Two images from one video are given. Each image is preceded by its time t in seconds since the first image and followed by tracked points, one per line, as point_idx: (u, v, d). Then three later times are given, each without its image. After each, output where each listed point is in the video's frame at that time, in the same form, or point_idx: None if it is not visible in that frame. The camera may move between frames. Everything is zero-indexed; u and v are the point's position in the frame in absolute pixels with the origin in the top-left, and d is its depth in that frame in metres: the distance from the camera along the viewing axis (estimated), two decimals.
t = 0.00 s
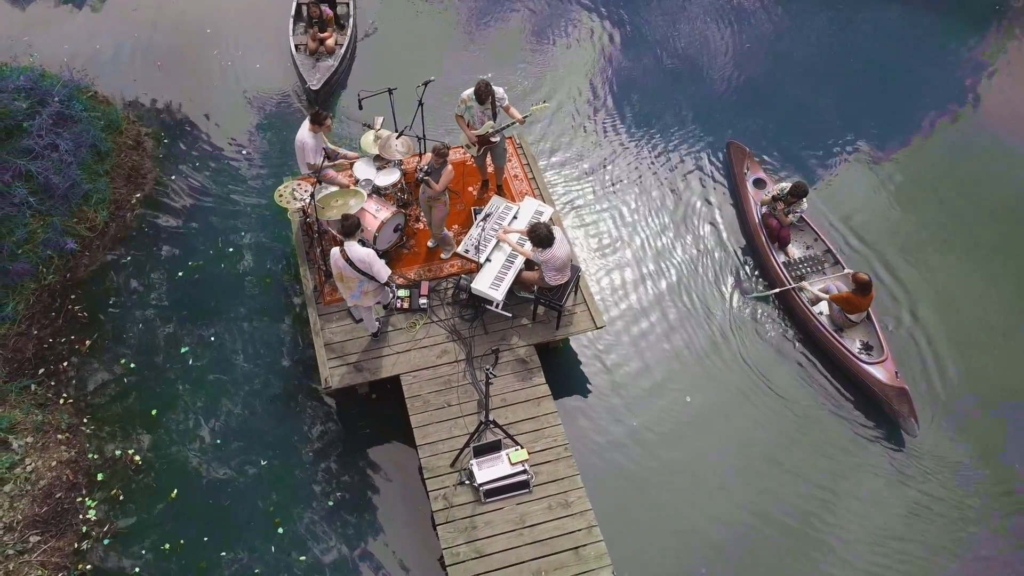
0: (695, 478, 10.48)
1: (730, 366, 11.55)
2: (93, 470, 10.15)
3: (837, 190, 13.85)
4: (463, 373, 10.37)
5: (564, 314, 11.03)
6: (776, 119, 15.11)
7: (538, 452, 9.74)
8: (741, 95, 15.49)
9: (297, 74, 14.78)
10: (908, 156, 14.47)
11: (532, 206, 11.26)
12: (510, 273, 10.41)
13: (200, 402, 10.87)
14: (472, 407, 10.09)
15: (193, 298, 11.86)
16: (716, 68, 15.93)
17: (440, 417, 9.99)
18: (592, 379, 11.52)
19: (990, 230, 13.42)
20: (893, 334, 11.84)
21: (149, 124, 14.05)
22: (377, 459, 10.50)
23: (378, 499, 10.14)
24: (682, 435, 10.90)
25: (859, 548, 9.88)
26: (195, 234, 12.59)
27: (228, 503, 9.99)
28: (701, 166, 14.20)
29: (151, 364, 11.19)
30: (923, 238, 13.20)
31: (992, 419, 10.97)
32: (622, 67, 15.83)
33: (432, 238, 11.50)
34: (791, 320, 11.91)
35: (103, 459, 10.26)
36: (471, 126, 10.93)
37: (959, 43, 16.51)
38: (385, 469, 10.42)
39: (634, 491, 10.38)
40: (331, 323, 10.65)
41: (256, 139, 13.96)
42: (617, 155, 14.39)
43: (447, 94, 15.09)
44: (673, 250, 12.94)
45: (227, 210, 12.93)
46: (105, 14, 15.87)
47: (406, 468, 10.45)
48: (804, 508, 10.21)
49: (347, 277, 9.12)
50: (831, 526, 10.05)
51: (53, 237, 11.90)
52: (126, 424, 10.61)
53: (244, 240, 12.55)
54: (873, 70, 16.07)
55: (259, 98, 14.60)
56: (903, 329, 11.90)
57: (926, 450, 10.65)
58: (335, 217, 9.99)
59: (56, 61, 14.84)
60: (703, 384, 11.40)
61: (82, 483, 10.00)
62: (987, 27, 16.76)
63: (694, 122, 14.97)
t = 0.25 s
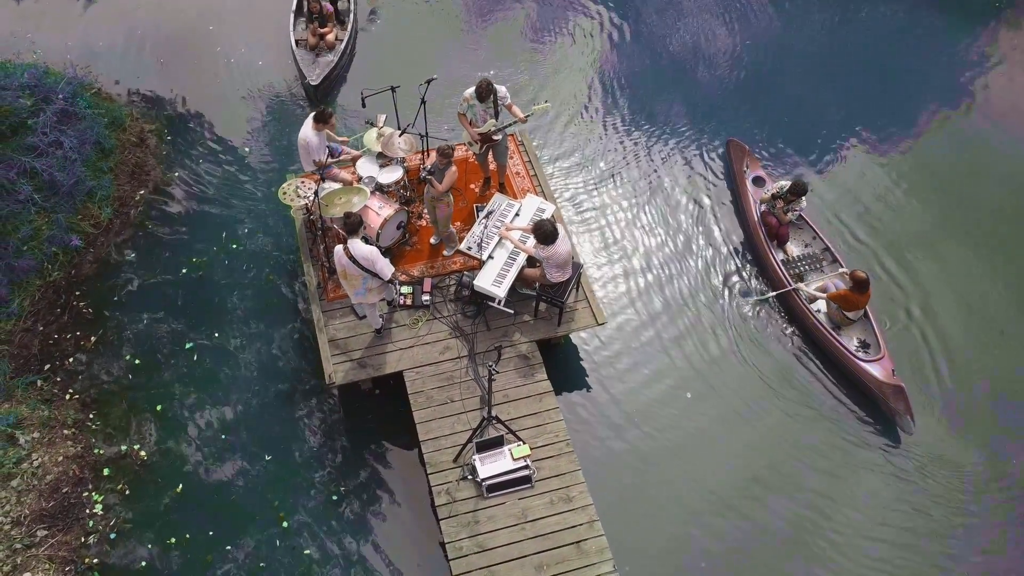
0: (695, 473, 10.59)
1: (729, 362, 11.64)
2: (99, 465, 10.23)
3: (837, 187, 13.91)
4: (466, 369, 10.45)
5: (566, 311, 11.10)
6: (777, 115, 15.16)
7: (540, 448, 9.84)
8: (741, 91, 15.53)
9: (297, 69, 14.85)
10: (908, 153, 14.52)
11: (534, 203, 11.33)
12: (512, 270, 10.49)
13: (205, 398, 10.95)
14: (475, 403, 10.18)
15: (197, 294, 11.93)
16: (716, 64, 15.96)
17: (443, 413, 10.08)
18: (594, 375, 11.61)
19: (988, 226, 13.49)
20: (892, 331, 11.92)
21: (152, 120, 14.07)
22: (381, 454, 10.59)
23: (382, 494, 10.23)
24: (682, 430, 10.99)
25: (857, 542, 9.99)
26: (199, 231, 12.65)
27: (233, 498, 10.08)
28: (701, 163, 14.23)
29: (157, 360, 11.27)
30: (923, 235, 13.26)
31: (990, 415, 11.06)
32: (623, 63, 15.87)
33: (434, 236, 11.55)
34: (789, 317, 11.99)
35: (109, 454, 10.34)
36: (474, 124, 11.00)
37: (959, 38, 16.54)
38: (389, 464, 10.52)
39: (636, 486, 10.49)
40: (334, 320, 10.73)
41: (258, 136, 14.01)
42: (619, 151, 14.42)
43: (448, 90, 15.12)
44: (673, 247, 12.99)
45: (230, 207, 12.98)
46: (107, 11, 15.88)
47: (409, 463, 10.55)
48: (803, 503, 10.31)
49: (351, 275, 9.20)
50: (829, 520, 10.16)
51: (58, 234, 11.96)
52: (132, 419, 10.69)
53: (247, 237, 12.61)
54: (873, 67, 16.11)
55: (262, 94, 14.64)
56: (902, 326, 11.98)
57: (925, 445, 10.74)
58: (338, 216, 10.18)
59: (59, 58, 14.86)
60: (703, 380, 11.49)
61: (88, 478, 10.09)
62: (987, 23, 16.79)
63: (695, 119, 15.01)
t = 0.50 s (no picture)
0: (695, 468, 10.65)
1: (729, 359, 11.71)
2: (104, 461, 10.30)
3: (838, 184, 13.95)
4: (468, 366, 10.51)
5: (567, 308, 11.17)
6: (777, 112, 15.19)
7: (542, 444, 9.92)
8: (740, 88, 15.57)
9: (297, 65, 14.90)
10: (908, 150, 14.55)
11: (535, 201, 11.38)
12: (514, 267, 10.54)
13: (208, 394, 11.01)
14: (477, 399, 10.26)
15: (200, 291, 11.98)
16: (716, 60, 16.00)
17: (445, 409, 10.14)
18: (595, 372, 11.68)
19: (988, 222, 13.51)
20: (892, 327, 11.97)
21: (155, 118, 14.10)
22: (384, 450, 10.67)
23: (384, 490, 10.30)
24: (683, 426, 11.05)
25: (856, 537, 10.04)
26: (202, 228, 12.69)
27: (237, 493, 10.15)
28: (701, 160, 14.28)
29: (161, 357, 11.33)
30: (924, 232, 13.29)
31: (990, 411, 11.10)
32: (623, 61, 15.90)
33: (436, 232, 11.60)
34: (786, 316, 12.03)
35: (114, 450, 10.41)
36: (476, 122, 11.09)
37: (959, 35, 16.57)
38: (391, 460, 10.60)
39: (636, 482, 10.56)
40: (337, 317, 10.78)
41: (260, 132, 14.05)
42: (619, 149, 14.48)
43: (449, 87, 15.14)
44: (673, 244, 13.04)
45: (233, 204, 13.02)
46: (110, 9, 15.90)
47: (411, 459, 10.62)
48: (802, 498, 10.35)
49: (355, 273, 9.26)
50: (828, 516, 10.20)
51: (62, 231, 12.02)
52: (136, 416, 10.75)
53: (250, 234, 12.65)
54: (872, 63, 16.14)
55: (263, 91, 14.67)
56: (902, 322, 12.02)
57: (924, 440, 10.78)
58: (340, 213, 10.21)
59: (62, 56, 14.87)
60: (703, 377, 11.55)
61: (93, 474, 10.16)
62: (987, 20, 16.81)
63: (695, 115, 15.06)
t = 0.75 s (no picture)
0: (695, 463, 10.75)
1: (728, 355, 11.78)
2: (110, 456, 10.38)
3: (838, 180, 14.01)
4: (470, 361, 10.59)
5: (569, 304, 11.24)
6: (777, 108, 15.25)
7: (543, 439, 10.01)
8: (741, 84, 15.61)
9: (297, 60, 14.93)
10: (908, 146, 14.61)
11: (537, 198, 11.42)
12: (516, 264, 10.59)
13: (212, 389, 11.09)
14: (479, 395, 10.33)
15: (204, 287, 12.04)
16: (716, 56, 16.04)
17: (447, 405, 10.23)
18: (596, 367, 11.77)
19: (987, 218, 13.58)
20: (891, 322, 12.04)
21: (158, 114, 14.14)
22: (386, 445, 10.75)
23: (388, 484, 10.39)
24: (683, 422, 11.14)
25: (853, 531, 10.15)
26: (205, 225, 12.74)
27: (242, 487, 10.24)
28: (701, 157, 14.33)
29: (165, 352, 11.39)
30: (923, 228, 13.34)
31: (987, 406, 11.20)
32: (624, 57, 15.93)
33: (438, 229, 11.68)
34: (784, 311, 12.09)
35: (119, 445, 10.49)
36: (477, 119, 11.12)
37: (958, 31, 16.61)
38: (393, 454, 10.68)
39: (636, 476, 10.65)
40: (340, 313, 10.84)
41: (262, 128, 14.08)
42: (621, 145, 14.52)
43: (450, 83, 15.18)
44: (673, 240, 13.11)
45: (235, 200, 13.07)
46: (111, 5, 15.90)
47: (414, 454, 10.70)
48: (799, 491, 10.48)
49: (359, 271, 9.31)
50: (825, 510, 10.32)
51: (66, 227, 12.07)
52: (141, 411, 10.83)
53: (253, 230, 12.71)
54: (872, 59, 16.18)
55: (265, 87, 14.71)
56: (902, 318, 12.09)
57: (922, 435, 10.89)
58: (344, 209, 10.09)
59: (64, 53, 14.88)
60: (704, 373, 11.63)
61: (99, 469, 10.24)
62: (986, 15, 16.84)
63: (696, 111, 15.10)
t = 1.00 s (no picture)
0: (694, 458, 10.85)
1: (728, 351, 11.86)
2: (114, 451, 10.45)
3: (838, 178, 14.07)
4: (472, 358, 10.65)
5: (570, 301, 11.30)
6: (776, 104, 15.30)
7: (545, 434, 10.07)
8: (741, 80, 15.66)
9: (297, 55, 14.99)
10: (906, 143, 14.68)
11: (538, 195, 11.47)
12: (518, 261, 10.64)
13: (215, 385, 11.15)
14: (481, 391, 10.39)
15: (206, 283, 12.08)
16: (716, 53, 16.08)
17: (449, 401, 10.29)
18: (597, 363, 11.84)
19: (985, 215, 13.65)
20: (891, 318, 12.10)
21: (160, 111, 14.16)
22: (388, 441, 10.81)
23: (390, 479, 10.46)
24: (683, 418, 11.23)
25: (849, 525, 10.27)
26: (207, 221, 12.78)
27: (245, 482, 10.31)
28: (701, 154, 14.37)
29: (168, 348, 11.45)
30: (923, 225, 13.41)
31: (985, 402, 11.30)
32: (624, 53, 15.98)
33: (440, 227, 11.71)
34: (781, 308, 12.15)
35: (123, 441, 10.55)
36: (479, 116, 11.08)
37: (957, 28, 16.66)
38: (395, 450, 10.75)
39: (636, 471, 10.74)
40: (342, 309, 10.90)
41: (264, 125, 14.12)
42: (621, 142, 14.57)
43: (451, 80, 15.23)
44: (673, 237, 13.18)
45: (238, 196, 13.11)
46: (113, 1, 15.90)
47: (416, 450, 10.77)
48: (795, 485, 10.60)
49: (363, 269, 9.35)
50: (822, 505, 10.42)
51: (69, 224, 12.11)
52: (145, 407, 10.88)
53: (255, 226, 12.75)
54: (870, 56, 16.24)
55: (266, 83, 14.74)
56: (902, 314, 12.15)
57: (921, 431, 10.96)
58: (347, 207, 10.22)
59: (66, 49, 14.88)
60: (704, 369, 11.71)
61: (103, 464, 10.31)
62: (985, 12, 16.88)
63: (696, 108, 15.15)
